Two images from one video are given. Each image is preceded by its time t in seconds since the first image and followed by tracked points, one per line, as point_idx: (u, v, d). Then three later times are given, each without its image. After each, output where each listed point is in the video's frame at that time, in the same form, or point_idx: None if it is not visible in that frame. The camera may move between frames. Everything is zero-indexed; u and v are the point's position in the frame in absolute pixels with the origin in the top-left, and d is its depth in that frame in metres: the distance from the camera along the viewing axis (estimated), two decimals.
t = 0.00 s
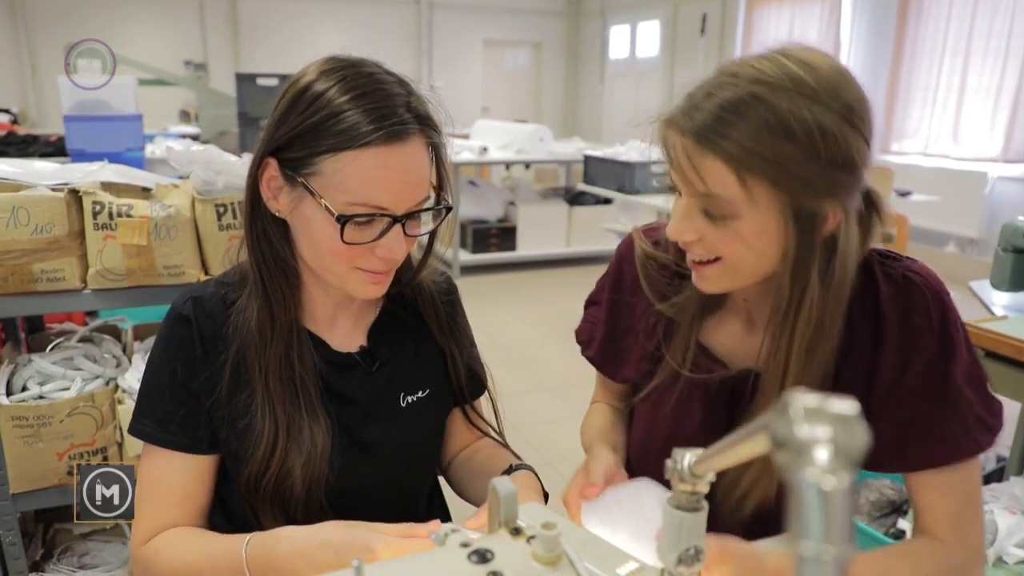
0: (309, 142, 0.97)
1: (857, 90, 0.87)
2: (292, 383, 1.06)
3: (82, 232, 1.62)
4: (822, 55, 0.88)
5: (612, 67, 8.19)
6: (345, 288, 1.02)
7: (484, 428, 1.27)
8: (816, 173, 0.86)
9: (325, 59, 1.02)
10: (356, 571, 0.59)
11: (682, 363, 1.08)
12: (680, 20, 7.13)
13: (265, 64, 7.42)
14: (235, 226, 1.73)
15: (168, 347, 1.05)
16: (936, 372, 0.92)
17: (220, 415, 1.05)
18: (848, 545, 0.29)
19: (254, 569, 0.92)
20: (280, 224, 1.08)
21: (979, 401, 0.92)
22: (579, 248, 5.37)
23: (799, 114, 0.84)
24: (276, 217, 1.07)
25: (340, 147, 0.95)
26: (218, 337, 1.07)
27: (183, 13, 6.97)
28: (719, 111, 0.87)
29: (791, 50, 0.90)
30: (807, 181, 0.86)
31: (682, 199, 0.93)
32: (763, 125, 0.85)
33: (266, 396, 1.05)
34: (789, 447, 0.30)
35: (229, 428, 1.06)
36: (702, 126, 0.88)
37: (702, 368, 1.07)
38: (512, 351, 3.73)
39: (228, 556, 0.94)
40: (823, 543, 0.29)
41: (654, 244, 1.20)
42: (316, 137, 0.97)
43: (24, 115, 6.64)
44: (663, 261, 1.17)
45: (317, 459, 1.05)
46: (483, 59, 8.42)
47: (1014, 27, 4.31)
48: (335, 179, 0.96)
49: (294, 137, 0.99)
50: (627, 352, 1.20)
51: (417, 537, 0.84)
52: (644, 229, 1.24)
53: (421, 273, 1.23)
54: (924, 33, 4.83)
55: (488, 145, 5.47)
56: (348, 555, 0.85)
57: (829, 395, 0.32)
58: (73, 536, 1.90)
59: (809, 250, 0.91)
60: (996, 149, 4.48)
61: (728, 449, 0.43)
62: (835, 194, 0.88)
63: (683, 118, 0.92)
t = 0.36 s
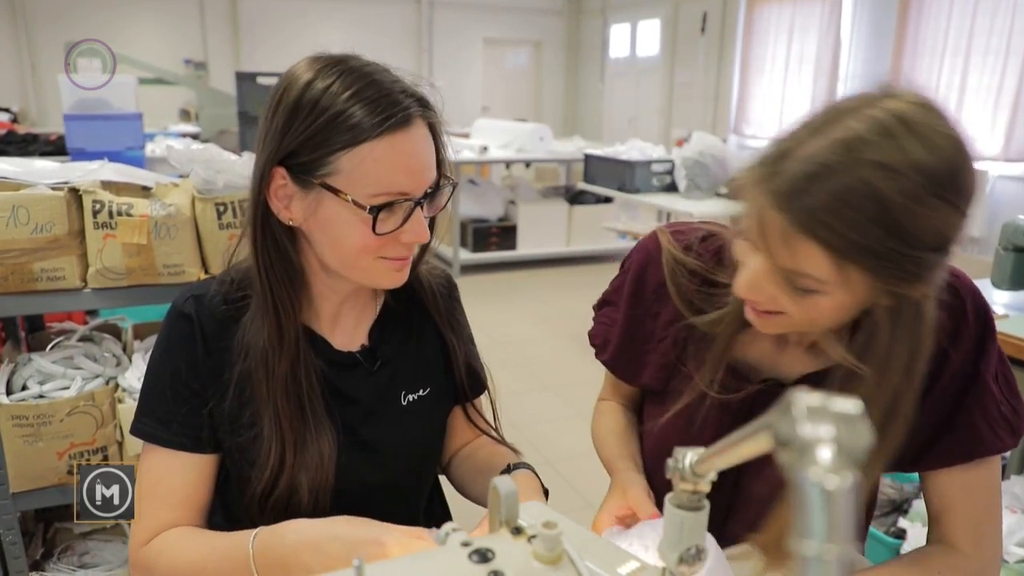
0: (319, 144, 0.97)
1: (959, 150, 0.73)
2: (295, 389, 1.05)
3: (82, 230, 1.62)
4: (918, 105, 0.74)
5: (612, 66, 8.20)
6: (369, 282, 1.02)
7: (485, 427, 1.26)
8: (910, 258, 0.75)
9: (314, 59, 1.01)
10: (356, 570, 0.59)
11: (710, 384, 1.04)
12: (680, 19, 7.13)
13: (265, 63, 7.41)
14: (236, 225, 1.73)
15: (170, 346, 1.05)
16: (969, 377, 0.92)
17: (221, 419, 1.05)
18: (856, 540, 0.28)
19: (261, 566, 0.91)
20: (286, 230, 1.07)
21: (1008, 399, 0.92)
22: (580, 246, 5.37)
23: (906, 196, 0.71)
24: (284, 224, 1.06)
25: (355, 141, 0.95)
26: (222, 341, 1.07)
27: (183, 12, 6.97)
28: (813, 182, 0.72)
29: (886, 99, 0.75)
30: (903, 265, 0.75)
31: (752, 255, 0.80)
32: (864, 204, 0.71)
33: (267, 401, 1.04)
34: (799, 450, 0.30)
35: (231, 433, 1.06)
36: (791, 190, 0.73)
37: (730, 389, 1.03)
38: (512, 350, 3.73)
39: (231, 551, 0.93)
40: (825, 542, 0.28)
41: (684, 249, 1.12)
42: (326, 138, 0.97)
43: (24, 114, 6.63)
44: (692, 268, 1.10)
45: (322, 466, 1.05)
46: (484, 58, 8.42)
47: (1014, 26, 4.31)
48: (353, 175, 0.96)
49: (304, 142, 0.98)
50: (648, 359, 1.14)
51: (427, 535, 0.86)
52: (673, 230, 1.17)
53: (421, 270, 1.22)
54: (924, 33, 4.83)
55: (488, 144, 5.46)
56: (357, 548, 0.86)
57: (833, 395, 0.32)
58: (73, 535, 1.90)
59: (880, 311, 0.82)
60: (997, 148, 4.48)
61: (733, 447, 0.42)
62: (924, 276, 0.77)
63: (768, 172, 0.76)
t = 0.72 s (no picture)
0: (314, 143, 0.97)
1: (996, 141, 0.81)
2: (292, 389, 1.05)
3: (82, 230, 1.61)
4: (964, 96, 0.82)
5: (612, 65, 8.19)
6: (366, 280, 1.02)
7: (486, 425, 1.26)
8: (940, 236, 0.81)
9: (307, 57, 1.01)
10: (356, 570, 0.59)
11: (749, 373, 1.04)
12: (681, 18, 7.13)
13: (265, 63, 7.41)
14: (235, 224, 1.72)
15: (167, 346, 1.05)
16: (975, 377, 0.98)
17: (218, 419, 1.05)
18: (855, 537, 0.28)
19: (259, 560, 0.91)
20: (284, 229, 1.07)
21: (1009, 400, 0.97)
22: (580, 245, 5.37)
23: (942, 172, 0.79)
24: (282, 223, 1.06)
25: (350, 138, 0.95)
26: (220, 340, 1.07)
27: (183, 11, 6.96)
28: (855, 147, 0.81)
29: (947, 91, 0.83)
30: (932, 242, 0.81)
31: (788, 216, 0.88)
32: (902, 174, 0.79)
33: (264, 402, 1.04)
34: (798, 444, 0.30)
35: (227, 433, 1.05)
36: (833, 154, 0.82)
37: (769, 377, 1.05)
38: (513, 349, 3.72)
39: (230, 548, 0.93)
40: (826, 542, 0.28)
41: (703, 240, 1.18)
42: (321, 136, 0.96)
43: (24, 114, 6.62)
44: (713, 259, 1.15)
45: (319, 466, 1.05)
46: (484, 57, 8.42)
47: (1014, 24, 4.31)
48: (350, 172, 0.96)
49: (301, 141, 0.98)
50: (652, 342, 1.16)
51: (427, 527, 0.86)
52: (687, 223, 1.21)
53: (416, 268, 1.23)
54: (924, 32, 4.83)
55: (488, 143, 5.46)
56: (357, 538, 0.86)
57: (833, 394, 0.32)
58: (73, 534, 1.90)
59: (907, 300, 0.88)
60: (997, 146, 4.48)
61: (735, 447, 0.42)
62: (954, 260, 0.83)
63: (819, 140, 0.85)
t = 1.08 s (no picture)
0: (313, 144, 0.97)
1: (957, 114, 0.86)
2: (290, 387, 1.05)
3: (82, 228, 1.61)
4: (917, 78, 0.86)
5: (612, 64, 8.18)
6: (368, 278, 1.02)
7: (487, 422, 1.26)
8: (917, 212, 0.87)
9: (306, 56, 1.01)
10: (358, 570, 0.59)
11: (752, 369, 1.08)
12: (681, 17, 7.12)
13: (265, 62, 7.40)
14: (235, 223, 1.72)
15: (165, 345, 1.05)
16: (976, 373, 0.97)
17: (217, 419, 1.05)
18: (858, 539, 0.28)
19: (257, 554, 0.90)
20: (285, 228, 1.06)
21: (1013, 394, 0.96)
22: (579, 244, 5.37)
23: (907, 156, 0.84)
24: (283, 223, 1.06)
25: (353, 138, 0.95)
26: (217, 340, 1.07)
27: (183, 10, 6.96)
28: (820, 149, 0.87)
29: (901, 75, 0.87)
30: (909, 218, 0.87)
31: (774, 220, 0.94)
32: (870, 166, 0.84)
33: (263, 402, 1.04)
34: (800, 445, 0.30)
35: (224, 433, 1.05)
36: (801, 159, 0.88)
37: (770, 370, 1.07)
38: (512, 349, 3.73)
39: (229, 546, 0.92)
40: (830, 544, 0.28)
41: (714, 245, 1.20)
42: (323, 135, 0.96)
43: (23, 112, 6.62)
44: (723, 262, 1.18)
45: (318, 463, 1.05)
46: (483, 56, 8.41)
47: (1014, 24, 4.31)
48: (351, 171, 0.96)
49: (299, 141, 0.98)
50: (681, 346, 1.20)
51: (425, 522, 0.86)
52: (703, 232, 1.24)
53: (412, 266, 1.23)
54: (924, 31, 4.83)
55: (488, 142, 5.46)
56: (355, 532, 0.86)
57: (836, 395, 0.32)
58: (72, 533, 1.90)
59: (893, 277, 0.94)
60: (997, 145, 4.48)
61: (735, 446, 0.42)
62: (933, 229, 0.89)
63: (789, 145, 0.91)
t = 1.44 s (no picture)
0: (317, 140, 0.97)
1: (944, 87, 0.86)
2: (291, 385, 1.05)
3: (82, 228, 1.61)
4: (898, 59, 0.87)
5: (612, 64, 8.18)
6: (368, 277, 1.02)
7: (488, 421, 1.26)
8: (929, 184, 0.87)
9: (307, 56, 1.01)
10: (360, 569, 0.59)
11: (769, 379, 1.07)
12: (681, 17, 7.12)
13: (265, 61, 7.39)
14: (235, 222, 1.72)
15: (167, 343, 1.05)
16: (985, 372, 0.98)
17: (217, 418, 1.05)
18: (866, 540, 0.28)
19: (259, 554, 0.90)
20: (287, 226, 1.07)
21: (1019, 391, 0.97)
22: (579, 244, 5.37)
23: (914, 131, 0.84)
24: (285, 222, 1.06)
25: (355, 138, 0.95)
26: (219, 338, 1.07)
27: (183, 10, 6.96)
28: (828, 138, 0.85)
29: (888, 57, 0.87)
30: (925, 189, 0.87)
31: (788, 225, 0.92)
32: (883, 149, 0.84)
33: (264, 401, 1.04)
34: (808, 444, 0.29)
35: (226, 431, 1.05)
36: (814, 155, 0.86)
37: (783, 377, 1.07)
38: (513, 348, 3.73)
39: (231, 544, 0.92)
40: (835, 544, 0.28)
41: (708, 256, 1.19)
42: (326, 133, 0.96)
43: (23, 111, 6.62)
44: (720, 271, 1.17)
45: (320, 461, 1.05)
46: (483, 56, 8.40)
47: (1015, 24, 4.31)
48: (353, 171, 0.96)
49: (303, 138, 0.98)
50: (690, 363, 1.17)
51: (427, 520, 0.87)
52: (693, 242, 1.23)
53: (413, 265, 1.23)
54: (924, 32, 4.83)
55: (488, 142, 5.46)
56: (356, 530, 0.86)
57: (842, 394, 0.32)
58: (73, 533, 1.90)
59: (913, 252, 0.92)
60: (997, 145, 4.48)
61: (739, 445, 0.42)
62: (942, 199, 0.90)
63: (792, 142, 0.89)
